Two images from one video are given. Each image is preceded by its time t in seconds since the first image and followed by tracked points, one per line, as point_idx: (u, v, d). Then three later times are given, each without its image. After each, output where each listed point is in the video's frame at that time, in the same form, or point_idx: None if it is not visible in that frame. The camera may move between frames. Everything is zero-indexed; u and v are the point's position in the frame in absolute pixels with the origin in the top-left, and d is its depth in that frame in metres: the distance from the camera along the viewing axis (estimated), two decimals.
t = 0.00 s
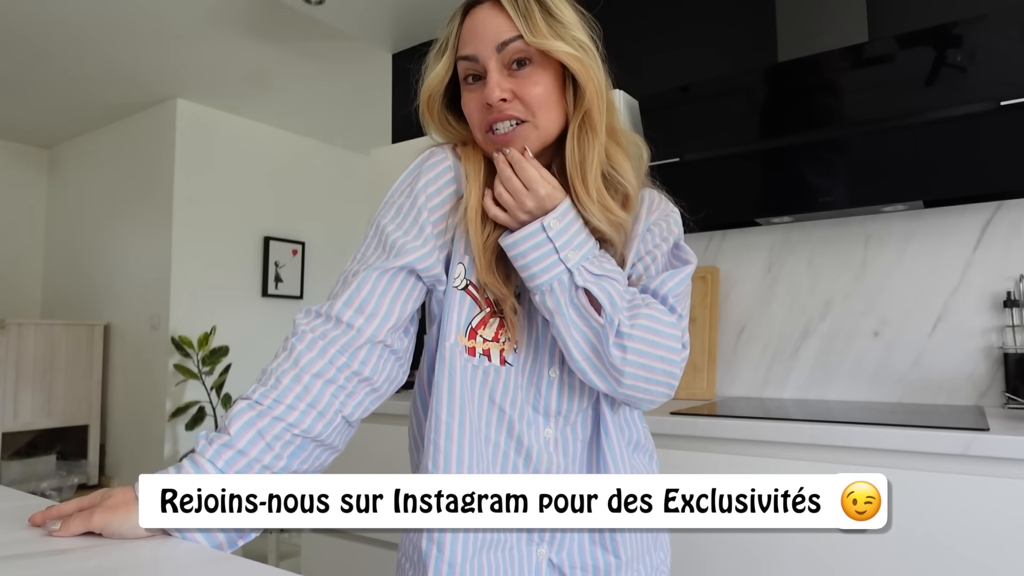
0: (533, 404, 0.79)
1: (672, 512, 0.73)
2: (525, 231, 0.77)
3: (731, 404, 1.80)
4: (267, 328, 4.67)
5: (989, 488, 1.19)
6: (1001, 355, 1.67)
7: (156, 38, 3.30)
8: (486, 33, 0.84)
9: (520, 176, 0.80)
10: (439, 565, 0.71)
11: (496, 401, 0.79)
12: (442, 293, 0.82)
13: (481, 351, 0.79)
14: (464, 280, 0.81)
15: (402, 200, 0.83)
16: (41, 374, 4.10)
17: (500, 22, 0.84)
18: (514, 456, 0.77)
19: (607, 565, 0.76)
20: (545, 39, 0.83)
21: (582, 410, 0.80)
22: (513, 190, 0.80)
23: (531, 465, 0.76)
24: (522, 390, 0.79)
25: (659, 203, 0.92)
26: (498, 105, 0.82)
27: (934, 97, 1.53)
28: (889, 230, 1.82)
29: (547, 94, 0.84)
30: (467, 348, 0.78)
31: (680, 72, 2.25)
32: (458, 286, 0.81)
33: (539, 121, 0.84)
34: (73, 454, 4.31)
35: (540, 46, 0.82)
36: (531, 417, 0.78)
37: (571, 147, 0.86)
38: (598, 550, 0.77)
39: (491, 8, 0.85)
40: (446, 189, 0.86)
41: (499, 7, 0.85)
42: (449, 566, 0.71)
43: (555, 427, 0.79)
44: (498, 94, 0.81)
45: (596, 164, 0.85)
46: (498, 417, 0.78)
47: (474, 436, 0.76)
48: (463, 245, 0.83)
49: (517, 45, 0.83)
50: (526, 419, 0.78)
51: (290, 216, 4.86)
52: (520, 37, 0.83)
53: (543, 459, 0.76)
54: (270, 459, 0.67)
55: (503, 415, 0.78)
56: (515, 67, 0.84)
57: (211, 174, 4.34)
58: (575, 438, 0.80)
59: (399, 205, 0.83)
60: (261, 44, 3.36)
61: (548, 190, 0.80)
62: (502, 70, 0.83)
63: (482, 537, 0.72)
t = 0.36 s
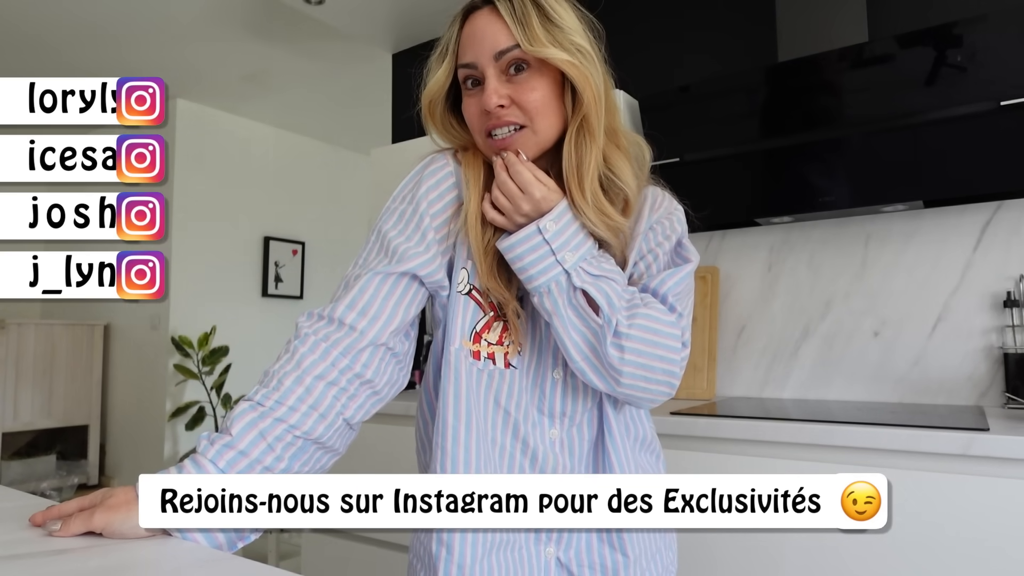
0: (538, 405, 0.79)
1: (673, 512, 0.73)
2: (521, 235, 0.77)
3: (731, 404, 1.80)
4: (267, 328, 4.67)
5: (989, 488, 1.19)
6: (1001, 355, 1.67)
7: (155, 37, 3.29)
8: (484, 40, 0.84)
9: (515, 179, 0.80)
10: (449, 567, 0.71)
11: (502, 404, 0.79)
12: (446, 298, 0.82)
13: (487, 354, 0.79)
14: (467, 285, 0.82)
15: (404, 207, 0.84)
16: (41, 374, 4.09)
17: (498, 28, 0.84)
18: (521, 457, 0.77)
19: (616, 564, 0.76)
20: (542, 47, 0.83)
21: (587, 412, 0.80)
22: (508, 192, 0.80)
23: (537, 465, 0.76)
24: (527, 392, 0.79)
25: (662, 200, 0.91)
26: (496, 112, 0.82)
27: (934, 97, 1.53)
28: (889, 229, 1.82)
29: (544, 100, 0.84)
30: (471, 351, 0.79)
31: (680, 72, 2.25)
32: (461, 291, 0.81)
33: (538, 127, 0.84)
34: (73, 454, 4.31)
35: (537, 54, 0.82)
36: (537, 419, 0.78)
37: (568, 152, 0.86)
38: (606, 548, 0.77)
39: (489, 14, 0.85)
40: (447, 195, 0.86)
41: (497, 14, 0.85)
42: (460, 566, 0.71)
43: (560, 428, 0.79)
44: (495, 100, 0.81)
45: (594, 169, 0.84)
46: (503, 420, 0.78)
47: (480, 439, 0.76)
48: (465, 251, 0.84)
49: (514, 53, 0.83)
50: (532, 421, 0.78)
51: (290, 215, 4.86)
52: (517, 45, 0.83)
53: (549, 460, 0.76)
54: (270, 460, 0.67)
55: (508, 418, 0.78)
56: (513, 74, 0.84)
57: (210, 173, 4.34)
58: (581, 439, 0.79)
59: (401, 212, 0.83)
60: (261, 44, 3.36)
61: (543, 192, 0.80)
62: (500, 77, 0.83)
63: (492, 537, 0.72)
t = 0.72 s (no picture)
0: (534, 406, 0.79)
1: (672, 512, 0.73)
2: (525, 235, 0.77)
3: (731, 404, 1.80)
4: (266, 328, 4.67)
5: (989, 488, 1.19)
6: (1001, 355, 1.67)
7: (155, 37, 3.29)
8: (490, 47, 0.83)
9: (518, 181, 0.80)
10: (440, 565, 0.72)
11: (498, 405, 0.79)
12: (444, 299, 0.83)
13: (483, 354, 0.79)
14: (465, 285, 0.82)
15: (403, 208, 0.84)
16: (41, 374, 4.09)
17: (504, 35, 0.83)
18: (518, 458, 0.77)
19: (611, 566, 0.76)
20: (547, 55, 0.82)
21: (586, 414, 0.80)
22: (512, 194, 0.80)
23: (535, 466, 0.76)
24: (523, 393, 0.79)
25: (663, 202, 0.91)
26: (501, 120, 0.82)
27: (934, 97, 1.53)
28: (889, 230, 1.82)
29: (550, 107, 0.84)
30: (468, 352, 0.79)
31: (681, 72, 2.25)
32: (460, 292, 0.81)
33: (543, 133, 0.85)
34: (73, 454, 4.31)
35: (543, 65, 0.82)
36: (534, 420, 0.78)
37: (572, 158, 0.86)
38: (602, 550, 0.76)
39: (494, 19, 0.84)
40: (446, 196, 0.86)
41: (502, 20, 0.84)
42: (449, 566, 0.71)
43: (560, 430, 0.79)
44: (502, 109, 0.81)
45: (597, 176, 0.85)
46: (500, 421, 0.78)
47: (475, 440, 0.76)
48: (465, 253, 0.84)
49: (520, 61, 0.83)
50: (529, 421, 0.78)
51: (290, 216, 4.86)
52: (523, 53, 0.83)
53: (545, 461, 0.76)
54: (270, 460, 0.67)
55: (505, 419, 0.78)
56: (518, 82, 0.84)
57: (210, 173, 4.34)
58: (580, 442, 0.79)
59: (401, 213, 0.83)
60: (260, 44, 3.36)
61: (547, 193, 0.80)
62: (505, 85, 0.83)
63: (486, 538, 0.72)
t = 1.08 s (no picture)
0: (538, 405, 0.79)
1: (673, 512, 0.73)
2: (528, 236, 0.77)
3: (731, 404, 1.80)
4: (266, 328, 4.67)
5: (989, 489, 1.19)
6: (1001, 355, 1.67)
7: (155, 37, 3.29)
8: (488, 54, 0.83)
9: (520, 182, 0.80)
10: (445, 566, 0.71)
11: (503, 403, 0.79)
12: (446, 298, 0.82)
13: (487, 354, 0.79)
14: (468, 285, 0.82)
15: (405, 207, 0.84)
16: (41, 375, 4.09)
17: (502, 41, 0.83)
18: (521, 457, 0.77)
19: (614, 564, 0.76)
20: (546, 60, 0.82)
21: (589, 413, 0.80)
22: (514, 196, 0.80)
23: (538, 465, 0.76)
24: (527, 392, 0.79)
25: (662, 203, 0.91)
26: (500, 126, 0.82)
27: (934, 97, 1.53)
28: (889, 230, 1.82)
29: (550, 111, 0.84)
30: (472, 351, 0.79)
31: (681, 73, 2.25)
32: (462, 291, 0.81)
33: (544, 137, 0.85)
34: (73, 454, 4.31)
35: (542, 71, 0.82)
36: (538, 419, 0.78)
37: (572, 159, 0.86)
38: (603, 549, 0.77)
39: (491, 26, 0.84)
40: (449, 194, 0.86)
41: (500, 26, 0.84)
42: (455, 566, 0.71)
43: (562, 429, 0.79)
44: (502, 117, 0.81)
45: (598, 178, 0.85)
46: (504, 420, 0.78)
47: (480, 439, 0.76)
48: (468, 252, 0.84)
49: (519, 67, 0.83)
50: (533, 421, 0.78)
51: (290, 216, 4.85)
52: (522, 59, 0.82)
53: (549, 460, 0.76)
54: (270, 460, 0.67)
55: (509, 418, 0.78)
56: (517, 87, 0.83)
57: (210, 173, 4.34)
58: (581, 441, 0.79)
59: (403, 212, 0.83)
60: (260, 44, 3.35)
61: (548, 194, 0.80)
62: (505, 91, 0.83)
63: (490, 537, 0.72)
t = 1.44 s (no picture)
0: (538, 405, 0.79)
1: (672, 512, 0.73)
2: (530, 237, 0.77)
3: (731, 404, 1.80)
4: (266, 328, 4.67)
5: (989, 488, 1.19)
6: (1001, 355, 1.66)
7: (155, 37, 3.29)
8: (484, 54, 0.82)
9: (521, 182, 0.80)
10: (443, 567, 0.71)
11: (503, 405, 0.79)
12: (447, 298, 0.83)
13: (488, 354, 0.79)
14: (469, 285, 0.82)
15: (406, 207, 0.84)
16: (41, 375, 4.09)
17: (498, 41, 0.82)
18: (521, 458, 0.77)
19: (615, 566, 0.76)
20: (543, 59, 0.82)
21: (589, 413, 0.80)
22: (515, 196, 0.80)
23: (538, 466, 0.76)
24: (527, 393, 0.79)
25: (665, 203, 0.91)
26: (499, 127, 0.82)
27: (934, 97, 1.53)
28: (889, 230, 1.82)
29: (548, 108, 0.84)
30: (473, 352, 0.79)
31: (680, 73, 2.25)
32: (463, 291, 0.81)
33: (544, 134, 0.85)
34: (73, 454, 4.31)
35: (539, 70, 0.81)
36: (538, 420, 0.78)
37: (572, 156, 0.86)
38: (605, 550, 0.76)
39: (487, 25, 0.84)
40: (450, 195, 0.86)
41: (495, 26, 0.83)
42: (455, 567, 0.71)
43: (563, 430, 0.79)
44: (501, 115, 0.81)
45: (596, 175, 0.85)
46: (504, 421, 0.78)
47: (481, 441, 0.76)
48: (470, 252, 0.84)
49: (516, 67, 0.82)
50: (533, 422, 0.78)
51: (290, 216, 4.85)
52: (519, 59, 0.82)
53: (550, 461, 0.76)
54: (271, 460, 0.67)
55: (509, 419, 0.78)
56: (515, 87, 0.83)
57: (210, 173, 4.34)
58: (582, 442, 0.79)
59: (404, 212, 0.83)
60: (260, 43, 3.35)
61: (550, 194, 0.80)
62: (503, 91, 0.83)
63: (490, 538, 0.72)
